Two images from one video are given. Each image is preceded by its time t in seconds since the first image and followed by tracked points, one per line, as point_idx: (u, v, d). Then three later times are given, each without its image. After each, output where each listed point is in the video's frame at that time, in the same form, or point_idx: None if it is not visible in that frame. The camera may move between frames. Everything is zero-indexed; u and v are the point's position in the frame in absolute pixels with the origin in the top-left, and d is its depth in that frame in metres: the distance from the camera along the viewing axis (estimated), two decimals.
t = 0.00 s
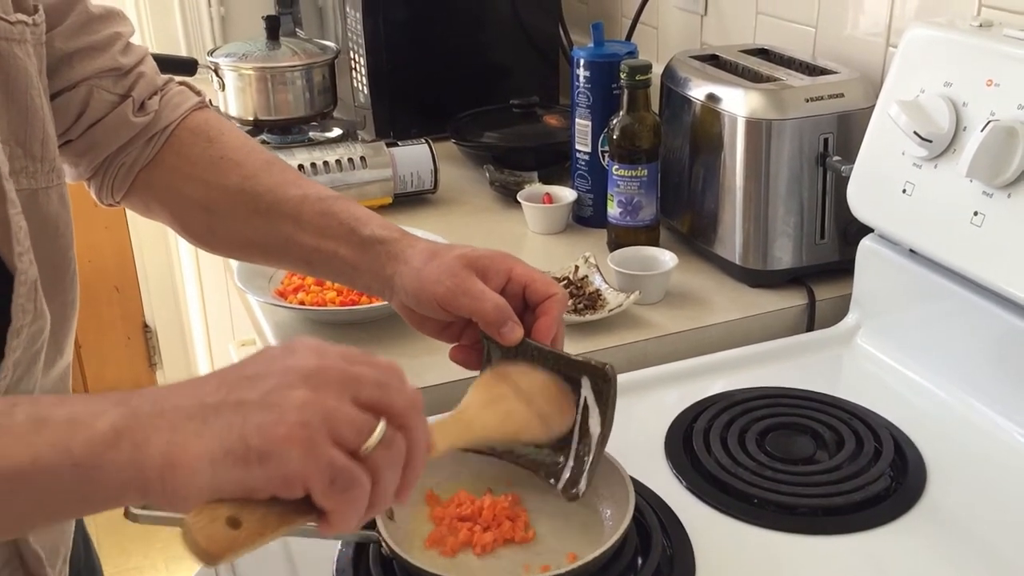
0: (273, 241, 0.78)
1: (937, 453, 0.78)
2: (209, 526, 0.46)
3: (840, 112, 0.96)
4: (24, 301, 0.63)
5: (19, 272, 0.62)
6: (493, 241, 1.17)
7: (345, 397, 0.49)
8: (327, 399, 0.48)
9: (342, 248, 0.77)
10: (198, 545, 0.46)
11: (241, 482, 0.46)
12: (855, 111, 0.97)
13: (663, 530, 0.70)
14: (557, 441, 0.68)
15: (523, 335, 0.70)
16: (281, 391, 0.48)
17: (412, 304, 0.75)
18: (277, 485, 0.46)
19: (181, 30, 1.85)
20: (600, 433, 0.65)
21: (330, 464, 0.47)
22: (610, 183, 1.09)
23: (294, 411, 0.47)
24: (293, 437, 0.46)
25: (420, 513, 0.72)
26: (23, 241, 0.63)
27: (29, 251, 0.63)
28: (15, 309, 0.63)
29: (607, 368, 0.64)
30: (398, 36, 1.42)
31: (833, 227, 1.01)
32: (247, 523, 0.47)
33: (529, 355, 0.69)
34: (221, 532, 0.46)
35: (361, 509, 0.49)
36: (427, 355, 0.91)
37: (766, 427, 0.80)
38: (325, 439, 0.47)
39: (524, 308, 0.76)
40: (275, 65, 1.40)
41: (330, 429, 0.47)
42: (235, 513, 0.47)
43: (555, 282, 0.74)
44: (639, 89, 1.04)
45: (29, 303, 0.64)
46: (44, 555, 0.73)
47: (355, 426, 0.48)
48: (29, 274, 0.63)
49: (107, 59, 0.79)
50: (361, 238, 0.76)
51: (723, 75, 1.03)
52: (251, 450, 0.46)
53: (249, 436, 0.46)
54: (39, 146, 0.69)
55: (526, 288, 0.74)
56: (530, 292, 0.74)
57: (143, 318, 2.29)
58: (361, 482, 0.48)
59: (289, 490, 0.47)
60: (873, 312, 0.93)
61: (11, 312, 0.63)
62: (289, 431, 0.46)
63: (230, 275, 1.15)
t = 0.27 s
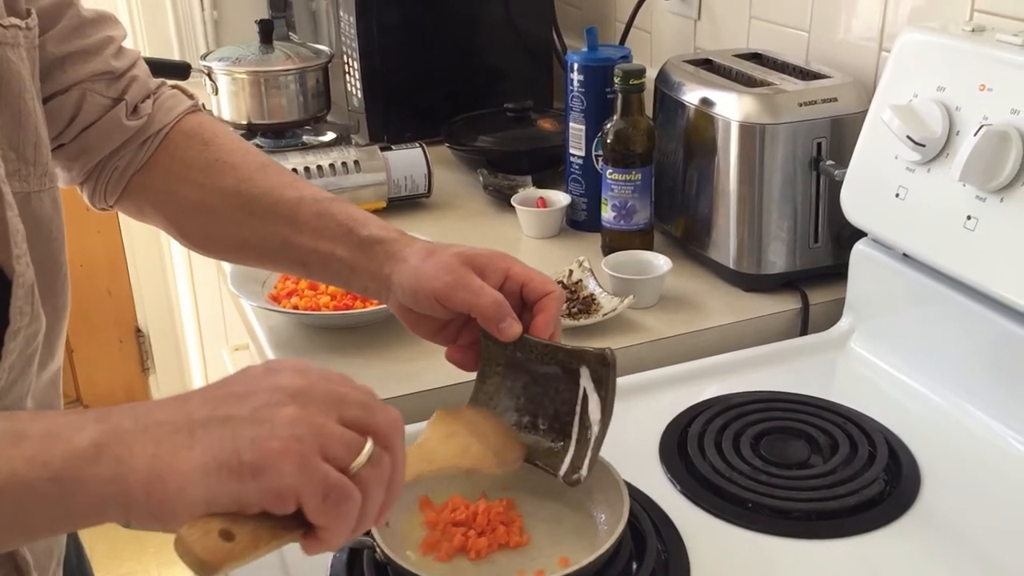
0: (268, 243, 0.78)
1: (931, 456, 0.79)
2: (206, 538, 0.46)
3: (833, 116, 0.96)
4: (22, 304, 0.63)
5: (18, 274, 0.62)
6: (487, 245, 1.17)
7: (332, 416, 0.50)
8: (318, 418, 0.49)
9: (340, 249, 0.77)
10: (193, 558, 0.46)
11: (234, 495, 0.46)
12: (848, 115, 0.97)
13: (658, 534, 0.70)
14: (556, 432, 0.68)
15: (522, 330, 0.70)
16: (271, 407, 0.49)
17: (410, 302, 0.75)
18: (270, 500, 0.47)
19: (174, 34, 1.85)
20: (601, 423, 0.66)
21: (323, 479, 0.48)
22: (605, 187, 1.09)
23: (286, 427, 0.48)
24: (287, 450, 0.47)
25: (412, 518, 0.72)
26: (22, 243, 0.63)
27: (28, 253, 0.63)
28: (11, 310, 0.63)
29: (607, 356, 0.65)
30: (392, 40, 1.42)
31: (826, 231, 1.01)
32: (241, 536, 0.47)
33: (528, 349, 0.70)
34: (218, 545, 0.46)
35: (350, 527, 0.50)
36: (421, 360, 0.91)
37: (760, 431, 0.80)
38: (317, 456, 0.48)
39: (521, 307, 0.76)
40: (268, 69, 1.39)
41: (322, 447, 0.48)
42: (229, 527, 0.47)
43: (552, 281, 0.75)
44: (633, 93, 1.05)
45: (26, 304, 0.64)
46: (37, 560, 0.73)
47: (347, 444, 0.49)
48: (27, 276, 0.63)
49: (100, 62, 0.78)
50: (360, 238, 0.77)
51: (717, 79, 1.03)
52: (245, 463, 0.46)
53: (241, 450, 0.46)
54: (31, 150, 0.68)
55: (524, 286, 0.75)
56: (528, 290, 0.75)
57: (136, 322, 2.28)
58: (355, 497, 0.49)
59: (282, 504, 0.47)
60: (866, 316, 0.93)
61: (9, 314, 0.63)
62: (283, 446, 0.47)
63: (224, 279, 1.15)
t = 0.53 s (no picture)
0: (265, 247, 0.78)
1: (928, 461, 0.78)
2: (189, 542, 0.45)
3: (829, 120, 0.96)
4: (18, 308, 0.63)
5: (13, 278, 0.62)
6: (483, 248, 1.17)
7: (312, 426, 0.51)
8: (299, 428, 0.50)
9: (336, 251, 0.77)
10: (177, 561, 0.45)
11: (216, 504, 0.46)
12: (844, 119, 0.97)
13: (654, 540, 0.70)
14: (554, 430, 0.70)
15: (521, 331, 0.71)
16: (251, 417, 0.49)
17: (407, 304, 0.76)
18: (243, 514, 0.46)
19: (169, 37, 1.85)
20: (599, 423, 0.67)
21: (306, 486, 0.48)
22: (601, 190, 1.09)
23: (267, 435, 0.48)
24: (269, 458, 0.47)
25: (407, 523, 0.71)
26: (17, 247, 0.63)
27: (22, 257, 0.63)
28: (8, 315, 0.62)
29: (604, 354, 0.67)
30: (388, 43, 1.42)
31: (822, 235, 1.01)
32: (224, 542, 0.46)
33: (526, 350, 0.71)
34: (201, 550, 0.45)
35: (332, 536, 0.50)
36: (417, 364, 0.91)
37: (756, 435, 0.80)
38: (298, 466, 0.48)
39: (518, 308, 0.77)
40: (264, 71, 1.39)
41: (303, 457, 0.49)
42: (208, 534, 0.46)
43: (549, 283, 0.76)
44: (629, 96, 1.04)
45: (21, 308, 0.63)
46: (32, 565, 0.73)
47: (328, 455, 0.50)
48: (21, 280, 0.63)
49: (94, 66, 0.78)
50: (355, 242, 0.77)
51: (712, 82, 1.03)
52: (226, 469, 0.46)
53: (224, 456, 0.46)
54: (23, 153, 0.68)
55: (521, 287, 0.75)
56: (524, 292, 0.75)
57: (131, 326, 2.28)
58: (337, 504, 0.49)
59: (263, 513, 0.47)
60: (862, 320, 0.93)
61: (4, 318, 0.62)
62: (266, 454, 0.47)
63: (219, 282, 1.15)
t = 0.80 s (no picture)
0: (262, 242, 0.78)
1: (931, 460, 0.78)
2: (203, 512, 0.45)
3: (831, 120, 0.96)
4: (19, 304, 0.63)
5: (13, 275, 0.62)
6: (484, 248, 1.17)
7: (318, 403, 0.51)
8: (307, 404, 0.50)
9: (334, 243, 0.77)
10: (191, 535, 0.45)
11: (226, 477, 0.46)
12: (846, 118, 0.97)
13: (657, 540, 0.70)
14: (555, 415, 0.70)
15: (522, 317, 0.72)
16: (258, 394, 0.49)
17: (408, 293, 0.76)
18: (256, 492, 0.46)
19: (169, 36, 1.84)
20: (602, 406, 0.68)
21: (317, 457, 0.48)
22: (602, 190, 1.09)
23: (273, 412, 0.48)
24: (277, 432, 0.47)
25: (408, 523, 0.71)
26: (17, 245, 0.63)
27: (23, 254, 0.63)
28: (9, 312, 0.62)
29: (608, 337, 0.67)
30: (388, 42, 1.42)
31: (824, 235, 1.01)
32: (237, 513, 0.46)
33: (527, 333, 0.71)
34: (215, 520, 0.45)
35: (345, 509, 0.51)
36: (418, 363, 0.91)
37: (758, 435, 0.80)
38: (307, 438, 0.48)
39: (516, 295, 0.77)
40: (264, 71, 1.39)
41: (312, 431, 0.49)
42: (222, 507, 0.46)
43: (546, 270, 0.76)
44: (630, 96, 1.04)
45: (23, 305, 0.63)
46: (34, 564, 0.73)
47: (337, 429, 0.50)
48: (22, 277, 0.63)
49: (90, 65, 0.78)
50: (354, 232, 0.77)
51: (714, 82, 1.03)
52: (236, 444, 0.46)
53: (233, 432, 0.47)
54: (21, 150, 0.68)
55: (520, 274, 0.76)
56: (522, 279, 0.76)
57: (132, 326, 2.28)
58: (348, 477, 0.50)
59: (274, 487, 0.47)
60: (865, 320, 0.93)
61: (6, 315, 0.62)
62: (274, 428, 0.47)
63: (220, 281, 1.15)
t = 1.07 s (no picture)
0: (249, 211, 0.79)
1: (930, 457, 0.78)
2: (190, 530, 0.45)
3: (830, 116, 0.96)
4: (24, 290, 0.63)
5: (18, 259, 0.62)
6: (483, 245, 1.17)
7: (311, 410, 0.51)
8: (299, 411, 0.50)
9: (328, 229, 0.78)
10: (178, 551, 0.45)
11: (214, 487, 0.47)
12: (846, 115, 0.96)
13: (656, 538, 0.70)
14: (543, 337, 0.70)
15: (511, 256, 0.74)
16: (251, 401, 0.49)
17: (396, 243, 0.79)
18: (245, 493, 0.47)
19: (168, 34, 1.84)
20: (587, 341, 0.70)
21: (307, 465, 0.48)
22: (601, 187, 1.09)
23: (266, 420, 0.48)
24: (267, 442, 0.47)
25: (409, 521, 0.71)
26: (21, 230, 0.63)
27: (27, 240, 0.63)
28: (17, 296, 0.62)
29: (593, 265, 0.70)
30: (387, 40, 1.42)
31: (824, 231, 1.01)
32: (226, 528, 0.46)
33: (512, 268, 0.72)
34: (203, 537, 0.45)
35: (340, 516, 0.50)
36: (418, 361, 0.91)
37: (758, 432, 0.80)
38: (298, 446, 0.48)
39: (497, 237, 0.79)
40: (263, 68, 1.39)
41: (304, 438, 0.49)
42: (210, 520, 0.46)
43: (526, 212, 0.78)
44: (629, 93, 1.04)
45: (28, 290, 0.63)
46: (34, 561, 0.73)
47: (330, 436, 0.50)
48: (26, 262, 0.63)
49: (77, 54, 0.78)
50: (338, 190, 0.79)
51: (713, 79, 1.03)
52: (226, 454, 0.47)
53: (224, 443, 0.47)
54: (20, 138, 0.68)
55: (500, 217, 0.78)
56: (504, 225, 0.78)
57: (132, 323, 2.28)
58: (341, 483, 0.49)
59: (264, 495, 0.47)
60: (864, 316, 0.93)
61: (13, 299, 0.62)
62: (265, 438, 0.48)
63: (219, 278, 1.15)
